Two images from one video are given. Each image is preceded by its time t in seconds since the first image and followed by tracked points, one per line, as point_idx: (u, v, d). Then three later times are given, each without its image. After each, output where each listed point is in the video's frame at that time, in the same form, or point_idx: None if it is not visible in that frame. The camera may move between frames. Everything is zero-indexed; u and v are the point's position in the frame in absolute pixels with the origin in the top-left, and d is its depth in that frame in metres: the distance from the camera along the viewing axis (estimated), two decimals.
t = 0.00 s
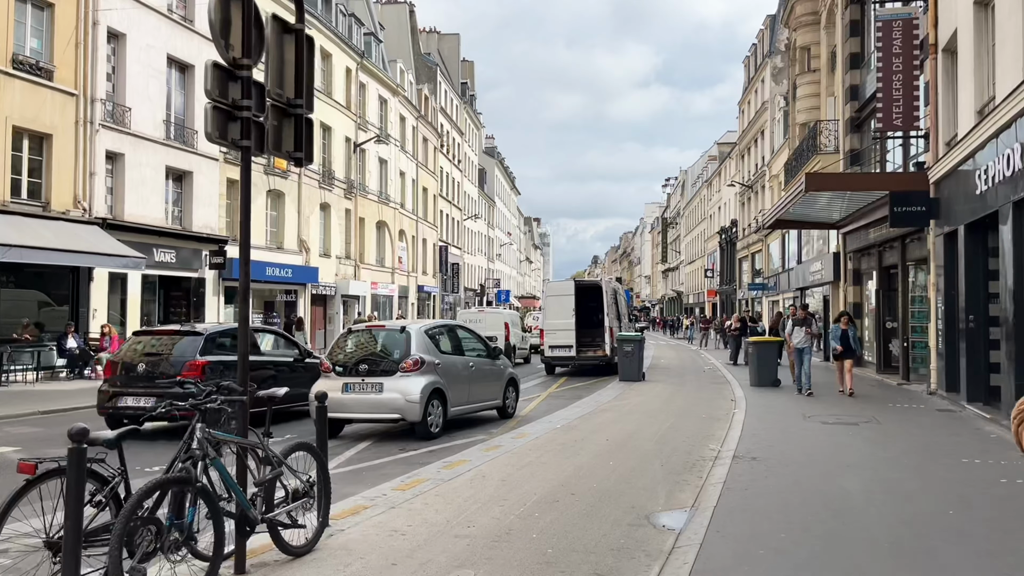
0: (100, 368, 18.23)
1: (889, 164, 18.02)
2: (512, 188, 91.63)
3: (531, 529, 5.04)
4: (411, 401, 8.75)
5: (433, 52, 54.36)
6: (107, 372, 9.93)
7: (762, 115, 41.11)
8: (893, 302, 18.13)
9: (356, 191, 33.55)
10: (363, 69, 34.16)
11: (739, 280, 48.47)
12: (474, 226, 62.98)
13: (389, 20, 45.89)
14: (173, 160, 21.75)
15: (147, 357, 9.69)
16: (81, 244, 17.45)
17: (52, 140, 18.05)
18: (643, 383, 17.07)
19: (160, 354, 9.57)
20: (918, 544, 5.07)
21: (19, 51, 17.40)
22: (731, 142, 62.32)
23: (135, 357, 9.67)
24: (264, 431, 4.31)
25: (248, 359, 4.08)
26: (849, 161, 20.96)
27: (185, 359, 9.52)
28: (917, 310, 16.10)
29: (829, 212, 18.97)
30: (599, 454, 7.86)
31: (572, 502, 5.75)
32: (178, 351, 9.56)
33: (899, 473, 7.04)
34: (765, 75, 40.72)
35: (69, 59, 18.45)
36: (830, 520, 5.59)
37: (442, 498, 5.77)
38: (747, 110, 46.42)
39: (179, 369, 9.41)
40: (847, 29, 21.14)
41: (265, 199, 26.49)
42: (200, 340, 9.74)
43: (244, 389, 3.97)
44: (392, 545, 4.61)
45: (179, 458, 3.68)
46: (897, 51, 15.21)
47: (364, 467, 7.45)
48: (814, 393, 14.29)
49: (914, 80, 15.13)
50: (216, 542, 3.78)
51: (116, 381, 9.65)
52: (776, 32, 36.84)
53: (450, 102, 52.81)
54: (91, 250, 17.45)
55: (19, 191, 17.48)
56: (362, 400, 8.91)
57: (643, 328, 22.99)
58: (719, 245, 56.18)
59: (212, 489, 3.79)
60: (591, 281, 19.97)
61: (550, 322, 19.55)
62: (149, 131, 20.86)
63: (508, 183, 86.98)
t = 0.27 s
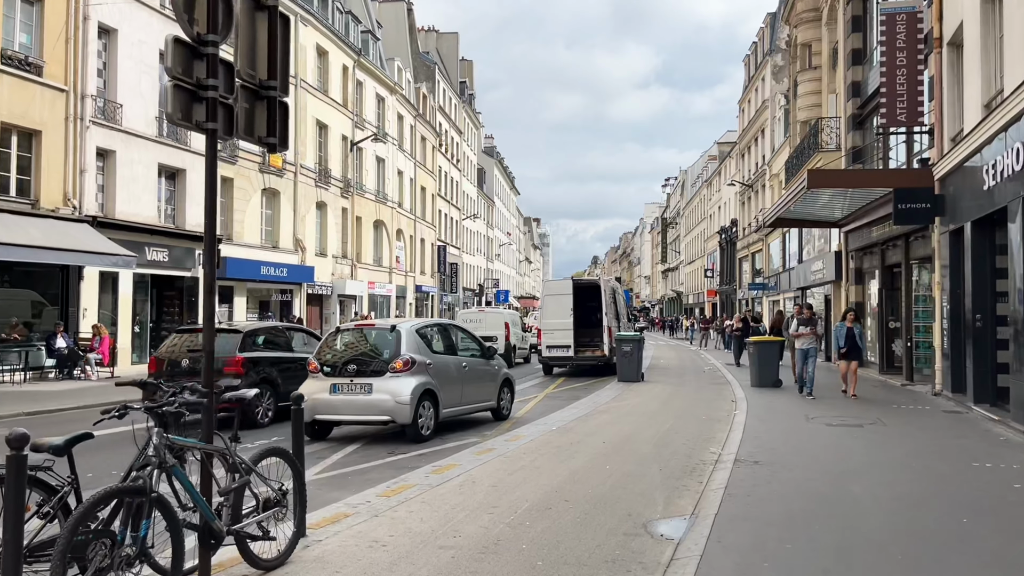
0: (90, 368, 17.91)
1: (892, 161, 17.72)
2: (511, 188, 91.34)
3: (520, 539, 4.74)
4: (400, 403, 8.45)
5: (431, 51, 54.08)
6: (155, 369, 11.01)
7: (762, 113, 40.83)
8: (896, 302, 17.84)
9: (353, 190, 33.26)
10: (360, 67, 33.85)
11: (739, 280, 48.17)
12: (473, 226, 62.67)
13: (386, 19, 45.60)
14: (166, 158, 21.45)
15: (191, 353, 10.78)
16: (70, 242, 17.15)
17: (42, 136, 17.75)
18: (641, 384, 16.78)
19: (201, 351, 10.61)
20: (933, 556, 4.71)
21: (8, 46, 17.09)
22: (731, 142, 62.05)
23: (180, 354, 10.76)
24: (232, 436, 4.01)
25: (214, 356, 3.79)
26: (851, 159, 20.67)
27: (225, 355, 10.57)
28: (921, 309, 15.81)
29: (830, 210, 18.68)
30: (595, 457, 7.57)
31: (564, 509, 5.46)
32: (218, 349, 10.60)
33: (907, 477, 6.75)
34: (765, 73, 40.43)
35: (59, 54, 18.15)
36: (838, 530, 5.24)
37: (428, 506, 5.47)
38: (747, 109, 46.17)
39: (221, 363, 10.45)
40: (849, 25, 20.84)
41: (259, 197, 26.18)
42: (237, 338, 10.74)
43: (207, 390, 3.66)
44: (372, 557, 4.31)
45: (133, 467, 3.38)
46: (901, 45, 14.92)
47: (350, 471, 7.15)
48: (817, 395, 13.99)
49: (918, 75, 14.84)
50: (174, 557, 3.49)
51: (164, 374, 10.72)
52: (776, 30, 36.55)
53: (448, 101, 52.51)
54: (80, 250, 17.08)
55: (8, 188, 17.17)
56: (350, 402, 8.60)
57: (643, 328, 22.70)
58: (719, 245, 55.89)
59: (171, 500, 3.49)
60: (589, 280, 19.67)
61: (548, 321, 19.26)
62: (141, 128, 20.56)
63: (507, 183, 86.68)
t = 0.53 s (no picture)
0: (80, 369, 17.62)
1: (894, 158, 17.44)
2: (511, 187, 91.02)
3: (506, 554, 4.47)
4: (389, 406, 8.18)
5: (430, 50, 53.76)
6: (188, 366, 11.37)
7: (763, 112, 40.57)
8: (898, 301, 17.57)
9: (350, 189, 32.99)
10: (357, 65, 33.56)
11: (739, 280, 47.92)
12: (472, 225, 62.39)
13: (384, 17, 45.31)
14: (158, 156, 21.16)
15: (222, 352, 11.09)
16: (59, 241, 16.86)
17: (31, 133, 17.48)
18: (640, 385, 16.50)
19: (232, 349, 10.94)
20: (942, 571, 4.42)
21: None
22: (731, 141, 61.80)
23: (211, 352, 11.09)
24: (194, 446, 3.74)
25: (173, 361, 3.52)
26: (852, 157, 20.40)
27: (255, 354, 10.89)
28: (923, 309, 15.55)
29: (831, 208, 18.40)
30: (589, 462, 7.30)
31: (554, 520, 5.19)
32: (248, 347, 10.92)
33: (914, 485, 6.47)
34: (766, 72, 40.18)
35: (49, 50, 17.86)
36: (841, 542, 4.96)
37: (411, 516, 5.20)
38: (747, 108, 45.94)
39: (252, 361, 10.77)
40: (850, 21, 20.55)
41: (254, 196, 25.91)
42: (266, 337, 11.06)
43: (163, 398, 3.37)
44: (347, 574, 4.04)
45: (81, 483, 3.10)
46: (904, 40, 14.63)
47: (335, 477, 6.89)
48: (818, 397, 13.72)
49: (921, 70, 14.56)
50: None
51: (197, 372, 11.07)
52: (776, 28, 36.27)
53: (447, 100, 52.22)
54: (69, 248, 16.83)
55: None
56: (338, 405, 8.33)
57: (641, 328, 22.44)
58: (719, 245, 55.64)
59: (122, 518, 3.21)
60: (587, 280, 19.39)
61: (545, 322, 18.99)
62: (132, 125, 20.28)
63: (507, 182, 86.36)
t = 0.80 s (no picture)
0: (67, 370, 17.29)
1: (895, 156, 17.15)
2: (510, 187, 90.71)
3: (485, 566, 4.19)
4: (373, 407, 7.91)
5: (427, 49, 53.42)
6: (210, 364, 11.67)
7: (762, 111, 40.30)
8: (898, 300, 17.30)
9: (346, 188, 32.70)
10: (353, 63, 33.26)
11: (738, 280, 47.62)
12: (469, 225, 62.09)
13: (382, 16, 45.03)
14: (148, 153, 20.86)
15: (244, 349, 11.41)
16: (45, 239, 16.56)
17: (18, 130, 17.20)
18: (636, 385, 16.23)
19: (255, 347, 11.27)
20: None
21: None
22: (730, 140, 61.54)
23: (234, 350, 11.42)
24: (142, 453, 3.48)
25: (117, 361, 3.26)
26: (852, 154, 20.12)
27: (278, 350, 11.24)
28: (924, 308, 15.27)
29: (831, 206, 18.11)
30: (580, 466, 7.01)
31: (538, 529, 4.91)
32: (270, 344, 11.27)
33: (917, 491, 6.18)
34: (765, 70, 39.91)
35: (36, 45, 17.58)
36: (840, 551, 4.68)
37: (387, 525, 4.91)
38: (747, 107, 45.65)
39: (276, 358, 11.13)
40: (850, 17, 20.27)
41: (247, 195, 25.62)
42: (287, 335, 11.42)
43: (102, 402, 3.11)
44: None
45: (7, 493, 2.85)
46: (905, 34, 14.37)
47: (314, 482, 6.61)
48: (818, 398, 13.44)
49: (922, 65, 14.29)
50: None
51: (221, 369, 11.37)
52: (776, 25, 35.99)
53: (444, 99, 51.90)
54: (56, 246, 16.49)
55: None
56: (321, 407, 8.05)
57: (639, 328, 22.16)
58: (718, 244, 55.33)
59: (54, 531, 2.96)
60: (583, 279, 19.11)
61: (540, 321, 18.71)
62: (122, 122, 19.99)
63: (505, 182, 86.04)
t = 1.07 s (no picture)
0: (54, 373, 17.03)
1: (896, 154, 16.87)
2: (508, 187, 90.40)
3: None
4: (357, 414, 7.64)
5: (425, 47, 53.08)
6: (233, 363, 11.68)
7: (761, 110, 40.01)
8: (899, 301, 17.03)
9: (341, 188, 32.42)
10: (348, 61, 32.96)
11: (738, 280, 47.33)
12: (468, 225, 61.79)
13: (378, 15, 44.71)
14: (139, 152, 20.58)
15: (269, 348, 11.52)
16: (31, 240, 16.28)
17: (4, 129, 16.93)
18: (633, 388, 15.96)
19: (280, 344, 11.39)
20: None
21: None
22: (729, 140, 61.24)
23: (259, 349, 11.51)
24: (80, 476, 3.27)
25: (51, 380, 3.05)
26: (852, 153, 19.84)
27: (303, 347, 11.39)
28: (926, 310, 15.00)
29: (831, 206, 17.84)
30: (569, 476, 6.74)
31: (521, 547, 4.64)
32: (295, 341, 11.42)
33: (921, 504, 5.89)
34: (764, 69, 39.61)
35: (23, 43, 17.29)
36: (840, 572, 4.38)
37: (361, 543, 4.64)
38: (746, 105, 45.36)
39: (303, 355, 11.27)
40: (851, 13, 19.98)
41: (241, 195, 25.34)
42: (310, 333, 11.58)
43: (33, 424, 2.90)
44: None
45: None
46: (906, 30, 14.09)
47: (292, 493, 6.34)
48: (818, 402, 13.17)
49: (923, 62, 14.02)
50: None
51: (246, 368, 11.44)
52: (775, 23, 35.70)
53: (442, 98, 51.58)
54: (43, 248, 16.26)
55: None
56: (303, 414, 7.78)
57: (637, 329, 21.89)
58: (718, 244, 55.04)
59: None
60: (579, 280, 18.83)
61: (536, 323, 18.44)
62: (111, 120, 19.71)
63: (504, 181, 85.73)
